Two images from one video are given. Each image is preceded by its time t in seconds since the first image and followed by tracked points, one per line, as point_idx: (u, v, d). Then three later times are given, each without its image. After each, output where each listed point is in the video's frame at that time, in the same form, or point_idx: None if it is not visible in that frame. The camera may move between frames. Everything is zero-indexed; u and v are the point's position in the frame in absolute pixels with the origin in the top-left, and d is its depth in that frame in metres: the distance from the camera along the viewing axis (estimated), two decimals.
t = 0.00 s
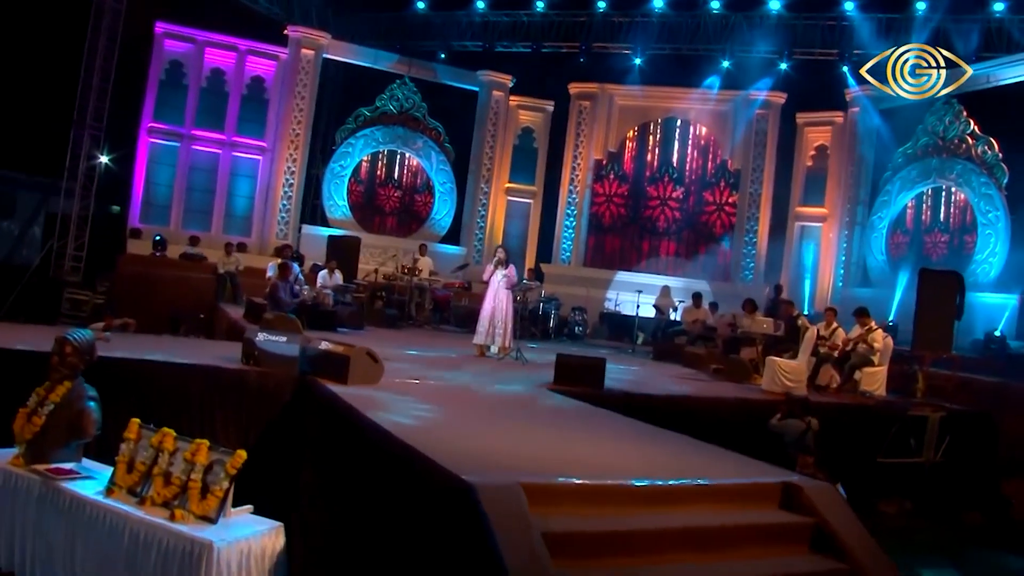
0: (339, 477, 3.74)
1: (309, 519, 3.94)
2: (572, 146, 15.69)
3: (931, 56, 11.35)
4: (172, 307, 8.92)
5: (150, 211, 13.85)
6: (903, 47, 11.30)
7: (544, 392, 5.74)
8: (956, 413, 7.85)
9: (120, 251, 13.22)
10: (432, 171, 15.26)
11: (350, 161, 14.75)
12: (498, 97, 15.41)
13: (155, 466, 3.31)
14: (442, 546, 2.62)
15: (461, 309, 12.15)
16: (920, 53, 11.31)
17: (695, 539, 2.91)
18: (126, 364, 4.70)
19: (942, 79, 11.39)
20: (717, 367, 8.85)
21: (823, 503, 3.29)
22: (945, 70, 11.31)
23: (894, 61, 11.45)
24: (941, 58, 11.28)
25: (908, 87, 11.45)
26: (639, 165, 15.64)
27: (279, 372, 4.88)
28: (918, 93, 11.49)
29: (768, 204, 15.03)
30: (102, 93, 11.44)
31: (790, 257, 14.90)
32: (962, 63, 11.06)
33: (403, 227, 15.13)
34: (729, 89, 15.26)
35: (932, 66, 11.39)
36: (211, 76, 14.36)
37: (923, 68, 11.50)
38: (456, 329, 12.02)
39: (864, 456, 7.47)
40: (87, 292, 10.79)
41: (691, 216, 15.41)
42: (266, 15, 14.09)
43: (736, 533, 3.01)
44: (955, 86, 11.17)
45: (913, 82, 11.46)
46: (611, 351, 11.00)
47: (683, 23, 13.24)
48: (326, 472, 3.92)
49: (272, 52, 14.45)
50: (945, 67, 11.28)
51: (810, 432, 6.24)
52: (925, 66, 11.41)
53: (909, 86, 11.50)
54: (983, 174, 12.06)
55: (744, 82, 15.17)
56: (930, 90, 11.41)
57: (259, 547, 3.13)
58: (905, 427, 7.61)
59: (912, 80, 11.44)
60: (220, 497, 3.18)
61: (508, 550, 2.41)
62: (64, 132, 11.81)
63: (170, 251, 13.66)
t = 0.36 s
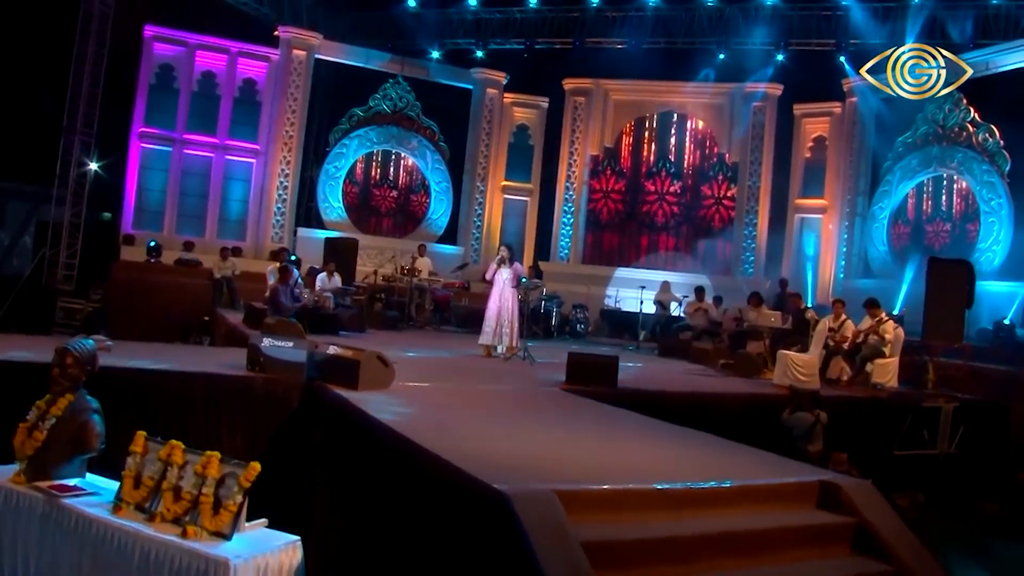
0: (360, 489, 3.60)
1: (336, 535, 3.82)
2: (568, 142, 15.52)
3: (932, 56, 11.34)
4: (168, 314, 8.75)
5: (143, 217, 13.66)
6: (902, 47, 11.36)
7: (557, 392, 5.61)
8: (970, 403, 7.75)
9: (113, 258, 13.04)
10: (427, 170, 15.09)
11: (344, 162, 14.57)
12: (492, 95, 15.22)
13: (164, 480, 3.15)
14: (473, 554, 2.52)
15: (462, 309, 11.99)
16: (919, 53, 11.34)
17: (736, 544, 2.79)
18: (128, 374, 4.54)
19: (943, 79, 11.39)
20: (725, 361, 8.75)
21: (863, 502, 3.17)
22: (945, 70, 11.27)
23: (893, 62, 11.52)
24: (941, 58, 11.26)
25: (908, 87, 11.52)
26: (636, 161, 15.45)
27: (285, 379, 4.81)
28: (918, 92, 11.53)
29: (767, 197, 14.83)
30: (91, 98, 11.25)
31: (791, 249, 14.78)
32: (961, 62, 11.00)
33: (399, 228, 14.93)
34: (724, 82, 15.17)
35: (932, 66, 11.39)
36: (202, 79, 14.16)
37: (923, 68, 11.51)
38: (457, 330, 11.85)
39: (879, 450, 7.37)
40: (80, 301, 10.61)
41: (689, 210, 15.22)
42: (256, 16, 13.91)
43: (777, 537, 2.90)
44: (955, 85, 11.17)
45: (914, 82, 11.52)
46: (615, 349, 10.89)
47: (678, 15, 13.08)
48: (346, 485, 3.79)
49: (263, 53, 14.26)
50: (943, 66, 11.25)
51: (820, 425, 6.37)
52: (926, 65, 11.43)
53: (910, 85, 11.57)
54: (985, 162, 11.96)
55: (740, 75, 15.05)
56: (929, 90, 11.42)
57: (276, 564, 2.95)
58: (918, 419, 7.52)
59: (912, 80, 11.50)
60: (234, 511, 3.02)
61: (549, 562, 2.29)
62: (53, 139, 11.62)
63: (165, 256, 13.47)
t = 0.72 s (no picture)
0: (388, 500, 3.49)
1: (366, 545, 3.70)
2: (563, 139, 15.36)
3: (931, 55, 11.24)
4: (165, 323, 8.59)
5: (135, 224, 13.46)
6: (902, 47, 11.24)
7: (570, 394, 5.48)
8: (983, 394, 7.65)
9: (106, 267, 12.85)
10: (422, 171, 14.93)
11: (338, 164, 14.38)
12: (485, 93, 15.07)
13: (173, 497, 2.96)
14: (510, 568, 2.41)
15: (462, 310, 11.84)
16: (919, 52, 11.23)
17: (781, 549, 2.68)
18: (132, 386, 4.41)
19: (943, 79, 11.34)
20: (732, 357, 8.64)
21: (905, 501, 3.06)
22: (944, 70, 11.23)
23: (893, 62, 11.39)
24: (941, 57, 11.17)
25: (908, 87, 11.44)
26: (631, 157, 15.33)
27: (292, 387, 4.71)
28: (918, 93, 11.47)
29: (766, 191, 14.72)
30: (79, 104, 11.06)
31: (790, 240, 14.62)
32: (960, 62, 11.08)
33: (395, 229, 14.76)
34: (718, 75, 15.03)
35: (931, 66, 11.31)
36: (192, 82, 13.98)
37: (923, 67, 11.44)
38: (457, 331, 11.71)
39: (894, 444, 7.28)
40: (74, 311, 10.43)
41: (687, 205, 15.10)
42: (245, 18, 13.73)
43: (821, 540, 2.78)
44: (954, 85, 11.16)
45: (914, 82, 11.46)
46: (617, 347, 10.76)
47: (671, 10, 12.93)
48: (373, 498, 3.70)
49: (253, 55, 14.08)
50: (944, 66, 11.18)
51: (834, 419, 6.31)
52: (925, 65, 11.34)
53: (910, 85, 11.47)
54: (986, 150, 11.89)
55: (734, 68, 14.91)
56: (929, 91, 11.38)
57: None
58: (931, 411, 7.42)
59: (912, 80, 11.43)
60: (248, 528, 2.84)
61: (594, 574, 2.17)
62: (41, 147, 11.43)
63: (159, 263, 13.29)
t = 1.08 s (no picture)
0: (414, 507, 3.37)
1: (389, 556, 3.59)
2: (559, 136, 15.18)
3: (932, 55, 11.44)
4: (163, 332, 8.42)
5: (128, 231, 13.27)
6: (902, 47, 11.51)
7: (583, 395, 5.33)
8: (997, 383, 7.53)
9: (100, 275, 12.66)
10: (417, 170, 14.73)
11: (332, 166, 14.16)
12: (479, 91, 14.90)
13: (182, 515, 2.77)
14: None
15: (462, 310, 11.70)
16: (919, 53, 11.48)
17: (828, 555, 2.56)
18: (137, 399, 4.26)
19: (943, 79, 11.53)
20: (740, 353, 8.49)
21: (950, 501, 2.93)
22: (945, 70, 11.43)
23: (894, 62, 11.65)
24: (941, 58, 11.37)
25: (908, 87, 11.68)
26: (628, 153, 15.19)
27: (300, 394, 4.57)
28: (919, 92, 11.68)
29: (765, 183, 14.53)
30: (67, 110, 10.85)
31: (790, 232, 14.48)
32: (961, 62, 11.00)
33: (391, 230, 14.61)
34: (713, 68, 14.86)
35: (932, 66, 11.52)
36: (182, 86, 13.77)
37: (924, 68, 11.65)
38: (458, 331, 11.57)
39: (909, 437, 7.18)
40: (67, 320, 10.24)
41: (685, 200, 14.97)
42: (234, 20, 13.52)
43: (868, 544, 2.66)
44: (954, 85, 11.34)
45: (915, 82, 11.69)
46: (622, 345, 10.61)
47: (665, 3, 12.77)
48: (395, 507, 3.62)
49: (243, 57, 13.88)
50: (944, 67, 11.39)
51: (851, 411, 6.34)
52: (926, 65, 11.57)
53: (911, 85, 11.71)
54: (987, 138, 11.77)
55: (730, 60, 14.76)
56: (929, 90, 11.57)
57: None
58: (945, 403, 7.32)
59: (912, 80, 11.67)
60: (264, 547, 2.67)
61: None
62: (30, 155, 11.23)
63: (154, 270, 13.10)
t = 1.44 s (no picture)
0: (435, 518, 3.24)
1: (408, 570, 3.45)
2: (554, 132, 15.04)
3: (932, 56, 12.00)
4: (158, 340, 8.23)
5: (120, 239, 13.10)
6: (903, 48, 12.13)
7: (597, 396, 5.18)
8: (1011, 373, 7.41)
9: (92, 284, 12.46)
10: (411, 171, 14.58)
11: (325, 169, 14.03)
12: (472, 89, 14.72)
13: (192, 533, 2.48)
14: None
15: (461, 310, 11.56)
16: (920, 53, 12.06)
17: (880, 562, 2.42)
18: (140, 413, 4.11)
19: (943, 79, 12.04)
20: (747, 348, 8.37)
21: (1000, 500, 2.78)
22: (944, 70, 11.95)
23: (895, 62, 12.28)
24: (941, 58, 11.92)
25: (908, 86, 12.26)
26: (624, 149, 15.03)
27: (308, 404, 4.47)
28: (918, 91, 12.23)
29: (762, 175, 14.43)
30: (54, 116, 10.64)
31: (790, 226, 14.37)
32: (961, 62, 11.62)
33: (386, 232, 14.43)
34: (708, 61, 14.72)
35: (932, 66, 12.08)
36: (171, 90, 13.57)
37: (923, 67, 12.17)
38: (459, 333, 11.43)
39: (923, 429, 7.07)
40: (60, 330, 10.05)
41: (682, 195, 14.84)
42: (223, 22, 13.31)
43: (919, 549, 2.52)
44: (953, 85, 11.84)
45: (915, 80, 12.23)
46: (626, 343, 10.47)
47: None
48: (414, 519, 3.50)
49: (233, 60, 13.68)
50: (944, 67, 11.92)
51: (866, 404, 6.14)
52: (925, 66, 12.10)
53: (910, 83, 12.28)
54: (987, 125, 11.64)
55: (724, 53, 14.61)
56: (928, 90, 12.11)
57: None
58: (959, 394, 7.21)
59: (912, 79, 12.23)
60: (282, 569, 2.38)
61: None
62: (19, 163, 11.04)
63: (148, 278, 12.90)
